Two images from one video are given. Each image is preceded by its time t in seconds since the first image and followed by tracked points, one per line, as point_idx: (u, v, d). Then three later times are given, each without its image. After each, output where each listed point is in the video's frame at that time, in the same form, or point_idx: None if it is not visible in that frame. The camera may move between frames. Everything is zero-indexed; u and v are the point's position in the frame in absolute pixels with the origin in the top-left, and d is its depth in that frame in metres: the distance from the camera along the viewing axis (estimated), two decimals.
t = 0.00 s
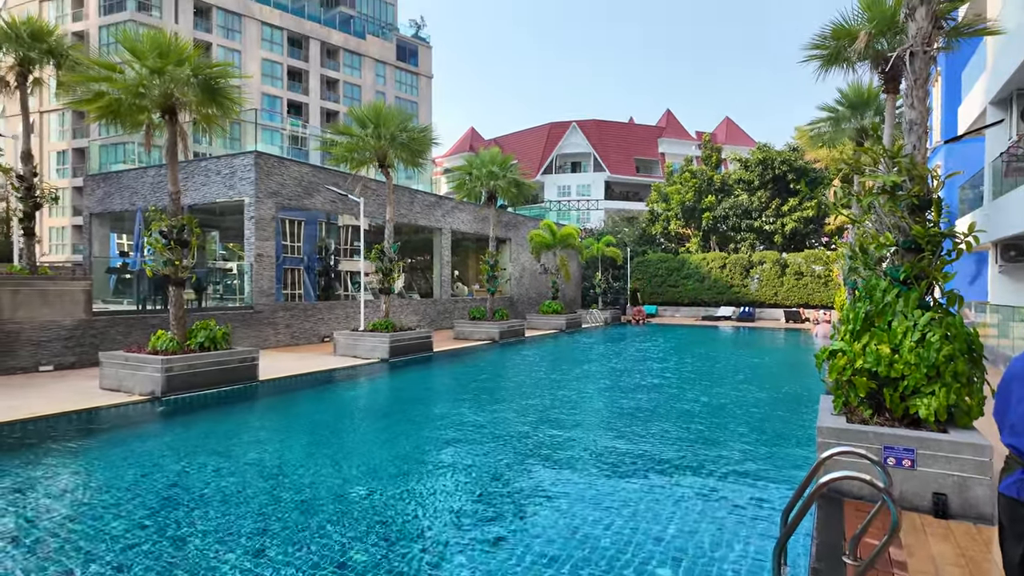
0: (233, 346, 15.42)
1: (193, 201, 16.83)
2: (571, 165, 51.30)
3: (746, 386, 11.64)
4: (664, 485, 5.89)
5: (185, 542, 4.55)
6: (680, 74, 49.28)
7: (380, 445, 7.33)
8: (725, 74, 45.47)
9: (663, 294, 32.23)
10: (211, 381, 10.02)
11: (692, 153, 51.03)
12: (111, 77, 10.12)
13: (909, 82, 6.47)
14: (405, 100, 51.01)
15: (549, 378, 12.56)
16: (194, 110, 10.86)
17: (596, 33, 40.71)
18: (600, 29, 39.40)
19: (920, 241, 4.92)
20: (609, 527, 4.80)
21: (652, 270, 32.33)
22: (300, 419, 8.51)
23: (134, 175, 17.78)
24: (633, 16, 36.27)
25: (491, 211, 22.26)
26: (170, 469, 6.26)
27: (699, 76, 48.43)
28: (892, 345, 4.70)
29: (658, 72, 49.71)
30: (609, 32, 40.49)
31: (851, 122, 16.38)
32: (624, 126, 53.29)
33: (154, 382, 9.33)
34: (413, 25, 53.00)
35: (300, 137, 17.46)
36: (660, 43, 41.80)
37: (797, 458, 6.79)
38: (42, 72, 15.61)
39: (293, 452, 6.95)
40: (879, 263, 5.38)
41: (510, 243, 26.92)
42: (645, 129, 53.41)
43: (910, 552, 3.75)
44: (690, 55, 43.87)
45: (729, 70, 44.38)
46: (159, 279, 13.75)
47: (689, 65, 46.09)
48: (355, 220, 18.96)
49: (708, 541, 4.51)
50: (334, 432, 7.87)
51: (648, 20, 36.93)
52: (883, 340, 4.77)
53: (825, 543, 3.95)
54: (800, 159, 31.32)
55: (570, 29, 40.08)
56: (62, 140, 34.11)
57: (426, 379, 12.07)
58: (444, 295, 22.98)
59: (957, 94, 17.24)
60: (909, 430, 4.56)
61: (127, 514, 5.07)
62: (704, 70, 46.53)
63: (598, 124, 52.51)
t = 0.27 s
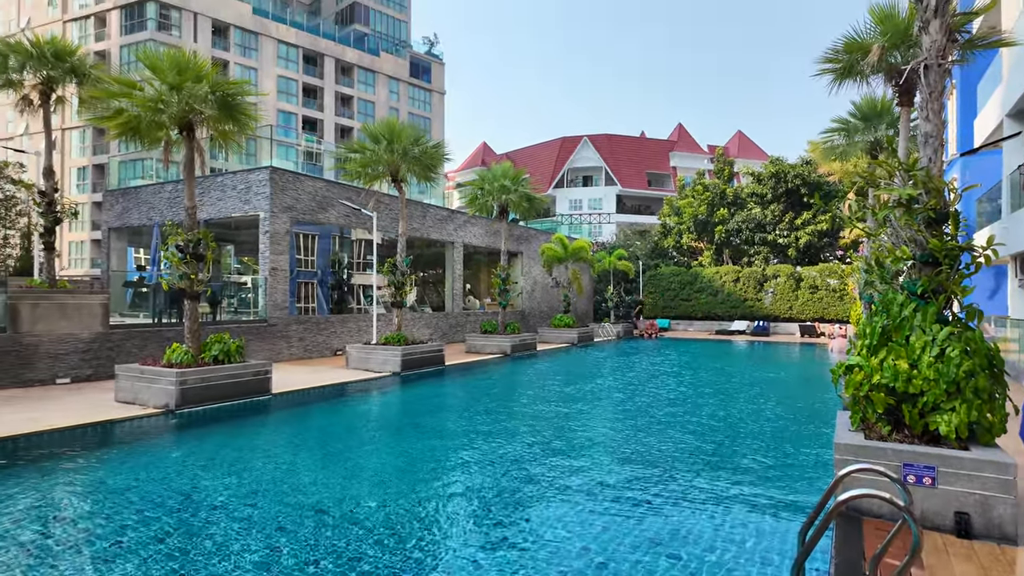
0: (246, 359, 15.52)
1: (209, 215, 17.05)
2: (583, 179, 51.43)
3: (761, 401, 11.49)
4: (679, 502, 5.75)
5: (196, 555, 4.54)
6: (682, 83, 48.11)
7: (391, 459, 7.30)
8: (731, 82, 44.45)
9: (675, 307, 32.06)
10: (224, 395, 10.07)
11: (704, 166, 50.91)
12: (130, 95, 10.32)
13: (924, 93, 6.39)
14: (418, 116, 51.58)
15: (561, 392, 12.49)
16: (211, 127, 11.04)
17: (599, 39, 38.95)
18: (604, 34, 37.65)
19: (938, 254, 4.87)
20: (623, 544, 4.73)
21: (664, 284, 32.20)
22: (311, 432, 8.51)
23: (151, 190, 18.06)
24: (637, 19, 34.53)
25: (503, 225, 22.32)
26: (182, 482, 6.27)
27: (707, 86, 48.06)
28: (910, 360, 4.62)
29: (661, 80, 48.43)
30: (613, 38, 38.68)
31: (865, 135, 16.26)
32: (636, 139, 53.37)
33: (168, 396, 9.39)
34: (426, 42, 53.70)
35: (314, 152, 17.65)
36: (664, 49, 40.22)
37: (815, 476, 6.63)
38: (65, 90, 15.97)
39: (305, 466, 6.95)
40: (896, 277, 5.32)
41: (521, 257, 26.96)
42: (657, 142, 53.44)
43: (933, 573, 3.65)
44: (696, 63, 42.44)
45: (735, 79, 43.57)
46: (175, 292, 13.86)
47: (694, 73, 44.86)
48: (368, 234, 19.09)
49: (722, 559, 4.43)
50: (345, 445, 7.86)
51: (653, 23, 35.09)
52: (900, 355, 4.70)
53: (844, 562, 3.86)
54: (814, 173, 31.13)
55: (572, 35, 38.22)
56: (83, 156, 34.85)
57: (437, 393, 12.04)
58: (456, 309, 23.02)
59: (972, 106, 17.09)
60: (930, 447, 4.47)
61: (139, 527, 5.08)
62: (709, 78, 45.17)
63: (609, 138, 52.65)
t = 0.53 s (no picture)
0: (259, 370, 15.61)
1: (224, 228, 17.25)
2: (594, 191, 51.51)
3: (776, 414, 11.33)
4: (692, 517, 5.67)
5: (208, 567, 4.54)
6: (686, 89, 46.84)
7: (401, 471, 7.28)
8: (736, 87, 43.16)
9: (688, 319, 31.89)
10: (237, 406, 10.13)
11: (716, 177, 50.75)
12: (148, 110, 10.50)
13: (939, 103, 6.27)
14: (430, 129, 52.00)
15: (572, 404, 12.41)
16: (226, 140, 11.19)
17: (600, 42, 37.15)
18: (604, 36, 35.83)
19: (954, 265, 4.81)
20: (636, 558, 4.68)
21: (676, 295, 32.06)
22: (323, 444, 8.52)
23: (167, 203, 18.33)
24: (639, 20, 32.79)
25: (513, 237, 22.35)
26: (195, 492, 6.30)
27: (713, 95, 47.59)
28: (928, 373, 4.54)
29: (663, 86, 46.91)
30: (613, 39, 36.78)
31: (878, 146, 16.13)
32: (647, 151, 53.38)
33: (181, 407, 9.45)
34: (438, 56, 54.28)
35: (328, 165, 17.81)
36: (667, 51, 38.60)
37: (831, 491, 6.52)
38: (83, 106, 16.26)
39: (316, 477, 6.95)
40: (912, 289, 5.25)
41: (532, 268, 26.96)
42: (668, 154, 53.40)
43: None
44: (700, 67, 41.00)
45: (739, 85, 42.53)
46: (189, 304, 14.10)
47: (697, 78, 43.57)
48: (380, 246, 19.19)
49: None
50: (357, 457, 7.85)
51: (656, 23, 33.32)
52: (918, 368, 4.63)
53: None
54: (827, 183, 30.90)
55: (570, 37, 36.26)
56: (101, 170, 35.48)
57: (448, 404, 12.01)
58: (467, 320, 23.04)
59: (988, 116, 16.90)
60: (949, 461, 4.39)
61: (151, 538, 5.09)
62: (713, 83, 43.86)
63: (621, 149, 52.73)
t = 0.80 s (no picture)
0: (271, 380, 15.67)
1: (237, 239, 17.41)
2: (604, 201, 51.53)
3: (791, 425, 11.21)
4: (705, 528, 5.62)
5: None
6: (687, 94, 45.29)
7: (413, 481, 7.28)
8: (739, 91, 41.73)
9: (699, 329, 31.69)
10: (248, 416, 10.18)
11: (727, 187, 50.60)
12: (163, 124, 10.65)
13: (952, 112, 6.21)
14: (441, 140, 52.34)
15: (583, 415, 12.34)
16: (239, 153, 11.31)
17: (600, 42, 35.30)
18: (605, 37, 34.03)
19: (971, 275, 4.75)
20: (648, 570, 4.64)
21: (688, 306, 31.90)
22: (333, 454, 8.53)
23: (181, 215, 18.56)
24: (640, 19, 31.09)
25: (523, 247, 22.37)
26: (207, 502, 6.32)
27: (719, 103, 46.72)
28: (945, 384, 4.47)
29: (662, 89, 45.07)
30: (614, 39, 34.85)
31: (891, 155, 15.99)
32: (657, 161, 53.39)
33: (194, 417, 9.50)
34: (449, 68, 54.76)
35: (340, 177, 17.96)
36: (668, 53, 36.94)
37: (845, 503, 6.43)
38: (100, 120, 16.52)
39: (327, 487, 6.96)
40: (927, 298, 5.19)
41: (542, 278, 26.95)
42: (679, 163, 53.35)
43: None
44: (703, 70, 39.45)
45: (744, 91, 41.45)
46: (202, 314, 14.26)
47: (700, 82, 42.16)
48: (391, 256, 19.28)
49: None
50: (368, 467, 7.85)
51: (658, 23, 31.50)
52: (935, 379, 4.56)
53: None
54: (839, 193, 30.66)
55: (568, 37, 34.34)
56: (117, 182, 36.00)
57: (459, 415, 11.98)
58: (477, 330, 23.04)
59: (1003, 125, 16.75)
60: (968, 474, 4.30)
61: (163, 547, 5.11)
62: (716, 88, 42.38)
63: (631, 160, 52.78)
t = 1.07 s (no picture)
0: (282, 388, 15.75)
1: (249, 247, 17.56)
2: (614, 208, 51.49)
3: (804, 434, 11.11)
4: (716, 540, 5.52)
5: None
6: (693, 98, 44.54)
7: (423, 489, 7.29)
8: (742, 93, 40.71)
9: (711, 337, 31.49)
10: (260, 423, 10.23)
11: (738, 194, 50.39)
12: (178, 135, 10.78)
13: (967, 117, 6.13)
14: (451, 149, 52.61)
15: (594, 423, 12.30)
16: (252, 162, 11.43)
17: (601, 42, 33.75)
18: (605, 37, 32.56)
19: (987, 282, 4.68)
20: None
21: (699, 313, 31.72)
22: (344, 462, 8.53)
23: (195, 223, 18.77)
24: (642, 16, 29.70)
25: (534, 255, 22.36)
26: (218, 509, 6.34)
27: (724, 109, 46.24)
28: (963, 394, 4.40)
29: (663, 91, 43.73)
30: (615, 40, 33.47)
31: (905, 161, 15.84)
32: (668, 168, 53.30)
33: (206, 424, 9.56)
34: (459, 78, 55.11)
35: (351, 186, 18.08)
36: (666, 52, 35.67)
37: (861, 514, 6.30)
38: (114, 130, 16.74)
39: (338, 494, 6.98)
40: (944, 305, 5.13)
41: (552, 285, 26.92)
42: (689, 171, 53.23)
43: None
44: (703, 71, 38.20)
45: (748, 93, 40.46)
46: (214, 322, 14.29)
47: (702, 83, 40.80)
48: (401, 264, 19.36)
49: None
50: (379, 475, 7.85)
51: (659, 22, 30.35)
52: (952, 388, 4.49)
53: None
54: (851, 200, 30.40)
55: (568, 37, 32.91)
56: (132, 192, 36.46)
57: (469, 423, 11.97)
58: (487, 337, 23.04)
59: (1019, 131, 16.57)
60: (987, 485, 4.23)
61: (174, 554, 5.13)
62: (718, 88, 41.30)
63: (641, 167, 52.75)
